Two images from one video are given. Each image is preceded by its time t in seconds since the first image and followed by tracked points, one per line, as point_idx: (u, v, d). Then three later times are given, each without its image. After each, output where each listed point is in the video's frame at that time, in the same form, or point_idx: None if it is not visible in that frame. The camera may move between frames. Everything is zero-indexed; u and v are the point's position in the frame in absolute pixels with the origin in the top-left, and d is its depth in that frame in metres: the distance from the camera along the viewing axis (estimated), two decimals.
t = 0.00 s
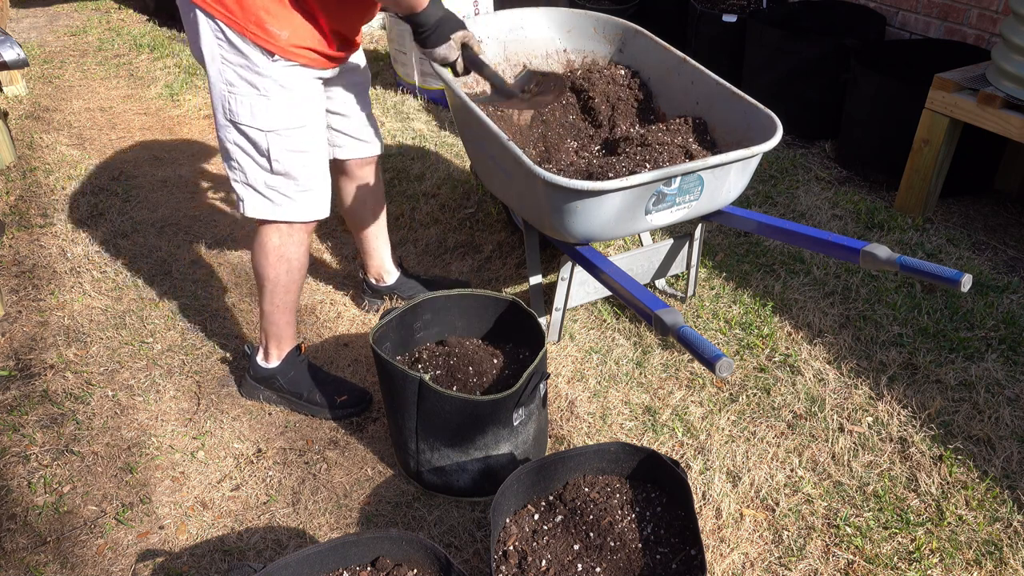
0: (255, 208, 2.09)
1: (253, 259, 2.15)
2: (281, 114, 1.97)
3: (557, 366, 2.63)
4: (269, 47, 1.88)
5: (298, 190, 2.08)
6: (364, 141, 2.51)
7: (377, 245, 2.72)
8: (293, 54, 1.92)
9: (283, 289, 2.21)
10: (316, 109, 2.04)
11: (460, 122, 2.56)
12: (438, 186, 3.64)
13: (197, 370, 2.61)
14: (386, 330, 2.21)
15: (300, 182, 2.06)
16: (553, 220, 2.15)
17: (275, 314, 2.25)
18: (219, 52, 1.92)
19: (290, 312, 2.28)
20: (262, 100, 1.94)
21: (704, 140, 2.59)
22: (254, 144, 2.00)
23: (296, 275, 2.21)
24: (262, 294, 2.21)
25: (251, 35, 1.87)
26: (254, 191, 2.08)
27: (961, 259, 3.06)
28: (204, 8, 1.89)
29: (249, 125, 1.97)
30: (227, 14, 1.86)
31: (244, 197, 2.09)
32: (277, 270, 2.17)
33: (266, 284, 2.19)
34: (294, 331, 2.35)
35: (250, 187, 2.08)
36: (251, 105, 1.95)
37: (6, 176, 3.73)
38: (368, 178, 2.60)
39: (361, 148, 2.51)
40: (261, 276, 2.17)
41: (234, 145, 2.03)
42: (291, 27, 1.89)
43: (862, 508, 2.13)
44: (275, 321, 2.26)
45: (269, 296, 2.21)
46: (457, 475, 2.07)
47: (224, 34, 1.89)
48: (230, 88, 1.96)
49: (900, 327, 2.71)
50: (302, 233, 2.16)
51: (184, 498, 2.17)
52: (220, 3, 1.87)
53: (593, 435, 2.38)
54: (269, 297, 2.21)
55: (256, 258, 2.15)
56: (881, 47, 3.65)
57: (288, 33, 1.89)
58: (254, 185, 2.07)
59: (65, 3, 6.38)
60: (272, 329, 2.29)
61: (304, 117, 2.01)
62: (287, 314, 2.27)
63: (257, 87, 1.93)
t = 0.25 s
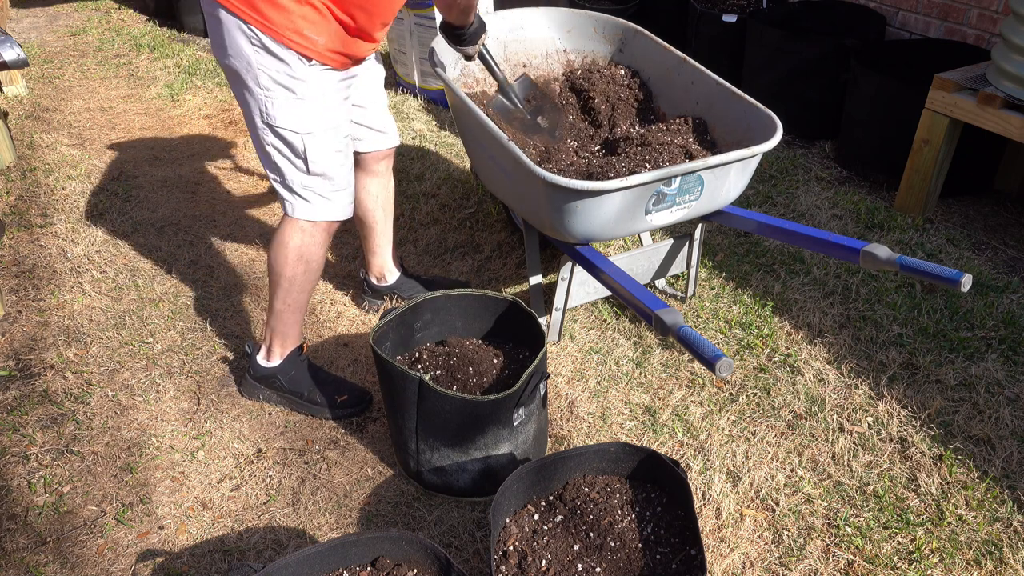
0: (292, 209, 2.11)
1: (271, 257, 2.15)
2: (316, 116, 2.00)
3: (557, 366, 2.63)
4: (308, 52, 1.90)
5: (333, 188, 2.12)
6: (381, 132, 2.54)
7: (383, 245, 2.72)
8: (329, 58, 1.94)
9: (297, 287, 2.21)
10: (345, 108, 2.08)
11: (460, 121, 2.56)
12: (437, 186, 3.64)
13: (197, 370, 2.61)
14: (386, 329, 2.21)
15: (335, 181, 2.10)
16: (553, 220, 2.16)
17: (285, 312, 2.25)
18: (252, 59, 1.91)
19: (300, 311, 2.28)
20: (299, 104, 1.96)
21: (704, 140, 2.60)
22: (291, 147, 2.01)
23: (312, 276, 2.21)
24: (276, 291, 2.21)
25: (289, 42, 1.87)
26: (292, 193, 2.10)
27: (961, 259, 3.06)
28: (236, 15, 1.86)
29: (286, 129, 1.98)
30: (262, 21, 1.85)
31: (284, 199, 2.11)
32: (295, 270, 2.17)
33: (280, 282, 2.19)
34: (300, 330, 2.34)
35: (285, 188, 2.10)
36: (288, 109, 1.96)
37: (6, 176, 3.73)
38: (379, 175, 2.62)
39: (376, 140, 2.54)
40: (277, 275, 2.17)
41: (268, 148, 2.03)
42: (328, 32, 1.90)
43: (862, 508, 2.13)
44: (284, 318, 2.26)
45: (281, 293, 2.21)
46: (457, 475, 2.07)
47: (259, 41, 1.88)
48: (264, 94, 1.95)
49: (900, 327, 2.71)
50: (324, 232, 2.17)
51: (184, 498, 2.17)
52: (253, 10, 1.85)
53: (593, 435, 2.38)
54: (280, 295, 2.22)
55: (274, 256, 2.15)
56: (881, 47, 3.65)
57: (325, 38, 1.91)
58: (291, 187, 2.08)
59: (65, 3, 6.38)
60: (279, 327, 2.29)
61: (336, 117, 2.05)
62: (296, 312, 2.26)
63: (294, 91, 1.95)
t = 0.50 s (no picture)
0: (307, 207, 2.11)
1: (282, 254, 2.15)
2: (333, 116, 2.01)
3: (557, 366, 2.63)
4: (328, 55, 1.90)
5: (348, 187, 2.12)
6: (389, 127, 2.55)
7: (385, 243, 2.72)
8: (348, 60, 1.94)
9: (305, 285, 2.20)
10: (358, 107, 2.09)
11: (460, 121, 2.56)
12: (438, 186, 3.64)
13: (197, 370, 2.61)
14: (386, 329, 2.21)
15: (349, 180, 2.11)
16: (553, 220, 2.16)
17: (290, 310, 2.25)
18: (270, 60, 1.90)
19: (306, 309, 2.27)
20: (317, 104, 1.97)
21: (704, 140, 2.60)
22: (307, 147, 2.02)
23: (321, 274, 2.21)
24: (283, 288, 2.20)
25: (310, 45, 1.87)
26: (307, 192, 2.10)
27: (961, 259, 3.06)
28: (255, 17, 1.85)
29: (303, 129, 1.98)
30: (282, 24, 1.84)
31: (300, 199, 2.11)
32: (305, 267, 2.16)
33: (286, 279, 2.18)
34: (303, 329, 2.34)
35: (300, 187, 2.10)
36: (305, 109, 1.96)
37: (6, 176, 3.73)
38: (384, 172, 2.61)
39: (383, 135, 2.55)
40: (285, 272, 2.17)
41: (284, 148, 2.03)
42: (347, 36, 1.91)
43: (862, 508, 2.13)
44: (290, 316, 2.26)
45: (288, 291, 2.21)
46: (457, 475, 2.07)
47: (278, 43, 1.87)
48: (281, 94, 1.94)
49: (900, 327, 2.71)
50: (335, 230, 2.16)
51: (184, 498, 2.17)
52: (273, 12, 1.83)
53: (593, 435, 2.38)
54: (286, 293, 2.21)
55: (285, 253, 2.14)
56: (881, 47, 3.64)
57: (344, 42, 1.91)
58: (307, 187, 2.08)
59: (65, 3, 6.38)
60: (283, 324, 2.28)
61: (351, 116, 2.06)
62: (301, 310, 2.26)
63: (312, 92, 1.95)
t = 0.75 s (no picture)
0: (301, 201, 2.11)
1: (277, 249, 2.15)
2: (333, 111, 2.01)
3: (557, 366, 2.63)
4: (332, 50, 1.90)
5: (343, 183, 2.13)
6: (398, 124, 2.54)
7: (388, 242, 2.72)
8: (352, 57, 1.94)
9: (302, 281, 2.21)
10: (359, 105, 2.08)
11: (461, 122, 2.56)
12: (438, 186, 3.64)
13: (197, 370, 2.61)
14: (386, 329, 2.21)
15: (346, 176, 2.12)
16: (553, 220, 2.16)
17: (288, 307, 2.25)
18: (274, 51, 1.90)
19: (304, 306, 2.27)
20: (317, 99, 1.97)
21: (704, 140, 2.60)
22: (305, 141, 2.02)
23: (317, 271, 2.21)
24: (281, 284, 2.20)
25: (313, 38, 1.87)
26: (302, 185, 2.11)
27: (961, 259, 3.06)
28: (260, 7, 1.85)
29: (302, 123, 1.98)
30: (287, 15, 1.84)
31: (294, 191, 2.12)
32: (300, 264, 2.17)
33: (284, 275, 2.18)
34: (302, 326, 2.34)
35: (295, 179, 2.11)
36: (305, 103, 1.96)
37: (6, 176, 3.73)
38: (393, 170, 2.61)
39: (392, 132, 2.54)
40: (281, 267, 2.17)
41: (282, 140, 2.03)
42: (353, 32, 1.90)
43: (862, 508, 2.13)
44: (287, 313, 2.26)
45: (286, 287, 2.21)
46: (457, 475, 2.07)
47: (282, 35, 1.87)
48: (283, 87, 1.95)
49: (900, 327, 2.71)
50: (328, 226, 2.16)
51: (184, 498, 2.17)
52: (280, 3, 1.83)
53: (593, 435, 2.38)
54: (285, 289, 2.21)
55: (280, 248, 2.15)
56: (881, 47, 3.64)
57: (349, 38, 1.90)
58: (302, 180, 2.09)
59: (65, 3, 6.38)
60: (282, 322, 2.28)
61: (352, 112, 2.06)
62: (299, 308, 2.26)
63: (313, 86, 1.95)
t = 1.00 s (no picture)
0: (299, 197, 2.11)
1: (273, 244, 2.15)
2: (333, 107, 2.01)
3: (557, 366, 2.63)
4: (334, 45, 1.89)
5: (341, 179, 2.12)
6: (401, 124, 2.53)
7: (389, 242, 2.72)
8: (354, 53, 1.94)
9: (299, 279, 2.20)
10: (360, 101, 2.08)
11: (461, 121, 2.56)
12: (438, 186, 3.64)
13: (197, 370, 2.61)
14: (386, 329, 2.21)
15: (345, 173, 2.12)
16: (553, 220, 2.16)
17: (286, 305, 2.24)
18: (276, 45, 1.90)
19: (303, 305, 2.27)
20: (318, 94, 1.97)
21: (704, 140, 2.60)
22: (305, 136, 2.02)
23: (313, 269, 2.21)
24: (279, 281, 2.20)
25: (316, 33, 1.87)
26: (300, 181, 2.11)
27: (961, 259, 3.06)
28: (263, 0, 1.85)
29: (301, 118, 1.98)
30: (291, 9, 1.84)
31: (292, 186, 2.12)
32: (297, 260, 2.16)
33: (281, 271, 2.17)
34: (302, 325, 2.34)
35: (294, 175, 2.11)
36: (306, 98, 1.97)
37: (6, 176, 3.73)
38: (395, 170, 2.61)
39: (395, 131, 2.53)
40: (279, 263, 2.16)
41: (282, 135, 2.03)
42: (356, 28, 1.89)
43: (862, 508, 2.13)
44: (286, 311, 2.25)
45: (285, 284, 2.20)
46: (457, 475, 2.07)
47: (285, 29, 1.87)
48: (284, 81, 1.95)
49: (900, 327, 2.71)
50: (323, 223, 2.16)
51: (184, 498, 2.17)
52: None
53: (593, 435, 2.38)
54: (283, 286, 2.21)
55: (276, 244, 2.15)
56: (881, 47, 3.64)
57: (352, 33, 1.89)
58: (301, 175, 2.09)
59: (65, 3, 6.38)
60: (281, 320, 2.28)
61: (353, 109, 2.06)
62: (298, 306, 2.26)
63: (314, 81, 1.95)
